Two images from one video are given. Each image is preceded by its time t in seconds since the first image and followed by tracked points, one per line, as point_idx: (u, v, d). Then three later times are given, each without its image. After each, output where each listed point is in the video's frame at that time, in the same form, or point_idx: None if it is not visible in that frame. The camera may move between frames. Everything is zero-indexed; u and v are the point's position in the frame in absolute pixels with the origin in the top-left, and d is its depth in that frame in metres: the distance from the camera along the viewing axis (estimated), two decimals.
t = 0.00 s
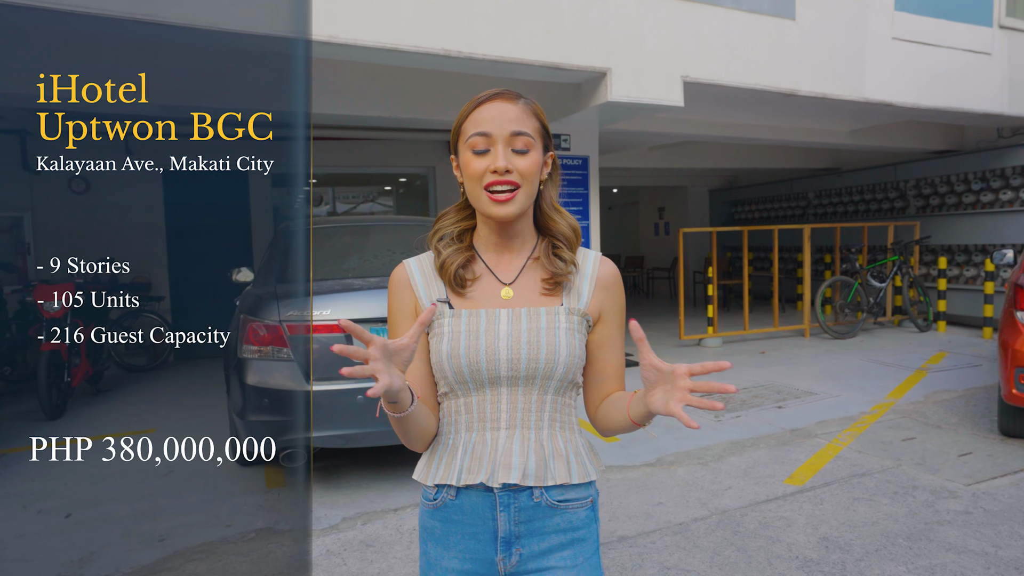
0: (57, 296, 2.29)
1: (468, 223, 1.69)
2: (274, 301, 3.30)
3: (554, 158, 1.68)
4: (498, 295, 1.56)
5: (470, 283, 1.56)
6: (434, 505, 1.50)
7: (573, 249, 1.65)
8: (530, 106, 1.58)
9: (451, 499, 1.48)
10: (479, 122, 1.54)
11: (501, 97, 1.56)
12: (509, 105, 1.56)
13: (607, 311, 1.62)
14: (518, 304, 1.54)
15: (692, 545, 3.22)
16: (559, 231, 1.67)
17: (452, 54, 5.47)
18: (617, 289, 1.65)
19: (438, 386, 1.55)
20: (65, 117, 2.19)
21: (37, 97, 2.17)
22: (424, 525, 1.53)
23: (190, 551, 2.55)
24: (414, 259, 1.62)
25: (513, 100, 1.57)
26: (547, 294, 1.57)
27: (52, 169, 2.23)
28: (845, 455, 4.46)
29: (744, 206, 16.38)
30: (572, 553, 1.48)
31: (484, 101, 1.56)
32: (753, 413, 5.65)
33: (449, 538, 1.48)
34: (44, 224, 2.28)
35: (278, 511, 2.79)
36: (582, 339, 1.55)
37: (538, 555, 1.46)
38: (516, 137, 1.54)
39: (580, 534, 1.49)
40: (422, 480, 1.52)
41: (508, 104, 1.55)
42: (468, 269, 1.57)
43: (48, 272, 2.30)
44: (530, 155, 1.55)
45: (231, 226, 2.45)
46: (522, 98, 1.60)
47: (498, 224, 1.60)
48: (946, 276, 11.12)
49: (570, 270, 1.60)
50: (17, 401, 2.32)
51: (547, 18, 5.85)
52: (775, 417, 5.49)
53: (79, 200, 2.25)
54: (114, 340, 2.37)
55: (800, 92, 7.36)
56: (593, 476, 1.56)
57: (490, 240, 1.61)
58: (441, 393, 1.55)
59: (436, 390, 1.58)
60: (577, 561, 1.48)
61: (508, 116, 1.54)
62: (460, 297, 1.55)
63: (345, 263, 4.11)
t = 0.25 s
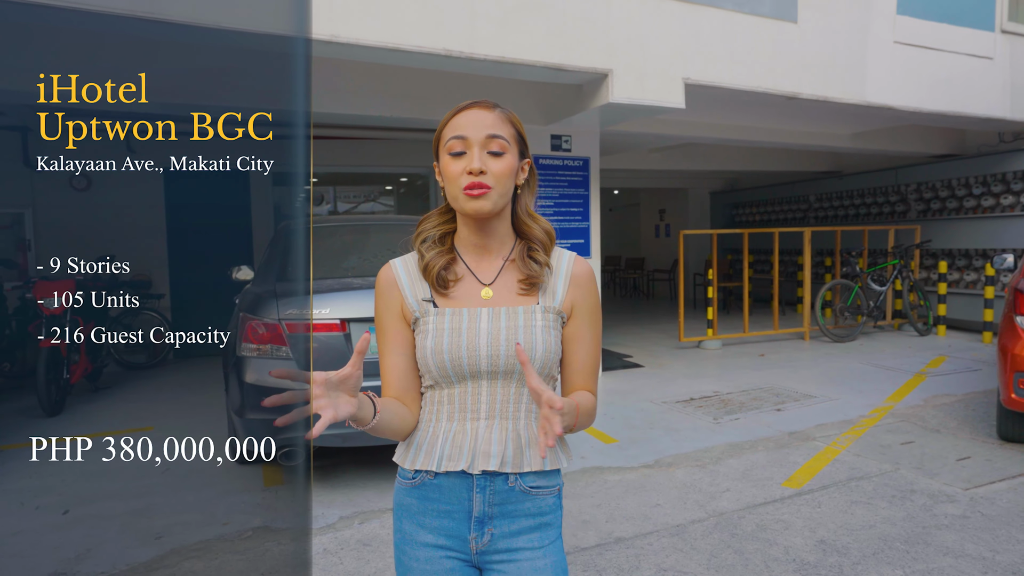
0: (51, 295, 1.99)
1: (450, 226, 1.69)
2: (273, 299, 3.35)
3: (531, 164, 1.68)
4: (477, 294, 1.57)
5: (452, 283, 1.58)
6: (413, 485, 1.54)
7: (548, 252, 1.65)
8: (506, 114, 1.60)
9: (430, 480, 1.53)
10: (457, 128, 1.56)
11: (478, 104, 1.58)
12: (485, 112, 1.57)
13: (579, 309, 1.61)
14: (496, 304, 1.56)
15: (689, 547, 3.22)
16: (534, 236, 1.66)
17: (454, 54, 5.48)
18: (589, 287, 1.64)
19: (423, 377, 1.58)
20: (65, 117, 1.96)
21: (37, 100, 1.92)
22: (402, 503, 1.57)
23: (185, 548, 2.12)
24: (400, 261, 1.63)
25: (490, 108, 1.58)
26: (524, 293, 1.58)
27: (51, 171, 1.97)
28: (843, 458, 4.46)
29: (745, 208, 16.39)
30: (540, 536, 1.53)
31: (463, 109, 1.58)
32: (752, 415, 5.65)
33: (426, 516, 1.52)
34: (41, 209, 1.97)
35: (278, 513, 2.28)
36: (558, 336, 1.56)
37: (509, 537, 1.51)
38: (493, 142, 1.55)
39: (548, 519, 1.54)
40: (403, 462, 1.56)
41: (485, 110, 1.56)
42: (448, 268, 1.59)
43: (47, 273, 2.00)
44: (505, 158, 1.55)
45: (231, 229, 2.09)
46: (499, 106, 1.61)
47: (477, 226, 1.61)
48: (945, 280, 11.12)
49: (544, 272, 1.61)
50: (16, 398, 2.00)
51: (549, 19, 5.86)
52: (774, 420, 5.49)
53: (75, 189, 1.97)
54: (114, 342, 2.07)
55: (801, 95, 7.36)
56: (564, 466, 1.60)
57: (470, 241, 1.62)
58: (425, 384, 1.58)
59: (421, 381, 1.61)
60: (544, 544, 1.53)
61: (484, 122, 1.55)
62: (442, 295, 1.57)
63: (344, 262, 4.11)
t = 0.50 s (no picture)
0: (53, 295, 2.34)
1: (434, 223, 1.69)
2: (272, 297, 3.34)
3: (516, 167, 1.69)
4: (460, 289, 1.57)
5: (437, 279, 1.57)
6: (397, 475, 1.54)
7: (530, 251, 1.64)
8: (494, 115, 1.60)
9: (414, 470, 1.53)
10: (445, 123, 1.56)
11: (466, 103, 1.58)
12: (473, 111, 1.58)
13: (558, 306, 1.63)
14: (479, 299, 1.56)
15: (686, 548, 3.22)
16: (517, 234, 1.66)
17: (455, 54, 5.48)
18: (568, 283, 1.66)
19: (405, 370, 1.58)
20: (65, 117, 2.30)
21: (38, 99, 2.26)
22: (386, 493, 1.56)
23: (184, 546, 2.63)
24: (385, 256, 1.62)
25: (478, 108, 1.59)
26: (505, 290, 1.59)
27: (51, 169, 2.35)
28: (842, 460, 4.46)
29: (746, 210, 16.38)
30: (523, 521, 1.54)
31: (451, 107, 1.59)
32: (750, 417, 5.65)
33: (410, 505, 1.52)
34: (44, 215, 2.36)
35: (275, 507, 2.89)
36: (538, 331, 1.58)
37: (491, 524, 1.51)
38: (479, 138, 1.54)
39: (530, 506, 1.55)
40: (386, 452, 1.56)
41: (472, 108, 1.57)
42: (432, 264, 1.58)
43: (49, 272, 2.37)
44: (489, 154, 1.55)
45: (227, 225, 2.66)
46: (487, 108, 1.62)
47: (461, 222, 1.60)
48: (947, 283, 11.10)
49: (526, 271, 1.61)
50: (16, 395, 2.35)
51: (550, 20, 5.86)
52: (772, 422, 5.49)
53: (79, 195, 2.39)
54: (115, 340, 2.44)
55: (803, 97, 7.35)
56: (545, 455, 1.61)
57: (453, 238, 1.62)
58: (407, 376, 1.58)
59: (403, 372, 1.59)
60: (527, 531, 1.54)
61: (471, 120, 1.55)
62: (426, 290, 1.56)
63: (344, 262, 4.13)
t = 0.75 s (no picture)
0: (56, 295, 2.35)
1: (426, 224, 1.68)
2: (272, 296, 3.34)
3: (506, 172, 1.69)
4: (452, 289, 1.57)
5: (429, 279, 1.56)
6: (392, 474, 1.55)
7: (520, 249, 1.64)
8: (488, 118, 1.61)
9: (409, 468, 1.53)
10: (439, 125, 1.56)
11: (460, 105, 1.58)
12: (468, 113, 1.58)
13: (550, 304, 1.63)
14: (471, 298, 1.56)
15: (685, 549, 3.22)
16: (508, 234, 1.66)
17: (457, 54, 5.48)
18: (560, 281, 1.66)
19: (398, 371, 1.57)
20: (65, 117, 2.31)
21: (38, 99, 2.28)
22: (382, 493, 1.57)
23: (183, 545, 2.68)
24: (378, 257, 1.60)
25: (473, 111, 1.60)
26: (496, 288, 1.59)
27: (52, 169, 2.39)
28: (841, 462, 4.46)
29: (747, 211, 16.37)
30: (517, 520, 1.54)
31: (446, 110, 1.59)
32: (750, 418, 5.65)
33: (406, 504, 1.53)
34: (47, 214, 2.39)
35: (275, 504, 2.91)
36: (530, 328, 1.59)
37: (486, 522, 1.52)
38: (472, 140, 1.55)
39: (524, 504, 1.55)
40: (381, 453, 1.57)
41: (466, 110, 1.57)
42: (425, 264, 1.57)
43: (49, 272, 2.39)
44: (482, 156, 1.55)
45: (229, 226, 2.65)
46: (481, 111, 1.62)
47: (453, 222, 1.60)
48: (948, 285, 11.09)
49: (516, 270, 1.61)
50: (18, 392, 2.43)
51: (552, 20, 5.86)
52: (772, 423, 5.49)
53: (80, 194, 2.41)
54: (115, 340, 2.44)
55: (804, 99, 7.35)
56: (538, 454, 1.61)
57: (444, 237, 1.60)
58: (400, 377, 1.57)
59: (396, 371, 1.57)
60: (522, 529, 1.54)
61: (464, 122, 1.55)
62: (420, 290, 1.55)
63: (345, 260, 4.14)
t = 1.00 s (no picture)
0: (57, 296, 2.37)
1: (428, 221, 1.66)
2: (274, 294, 3.35)
3: (510, 167, 1.69)
4: (457, 289, 1.56)
5: (433, 279, 1.55)
6: (393, 474, 1.54)
7: (525, 251, 1.64)
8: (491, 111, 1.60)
9: (410, 468, 1.52)
10: (442, 118, 1.55)
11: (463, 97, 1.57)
12: (471, 106, 1.57)
13: (553, 307, 1.65)
14: (477, 300, 1.55)
15: (684, 549, 3.21)
16: (512, 234, 1.66)
17: (458, 52, 5.46)
18: (562, 282, 1.68)
19: (400, 372, 1.55)
20: (66, 117, 2.33)
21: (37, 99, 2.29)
22: (381, 493, 1.56)
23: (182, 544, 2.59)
24: (379, 255, 1.57)
25: (476, 103, 1.59)
26: (502, 291, 1.58)
27: (52, 169, 2.38)
28: (842, 462, 4.45)
29: (748, 210, 16.35)
30: (518, 518, 1.54)
31: (449, 102, 1.58)
32: (750, 418, 5.64)
33: (406, 504, 1.52)
34: (49, 212, 2.38)
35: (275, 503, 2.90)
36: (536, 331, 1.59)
37: (488, 521, 1.51)
38: (476, 133, 1.54)
39: (525, 503, 1.55)
40: (381, 454, 1.55)
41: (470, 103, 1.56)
42: (429, 263, 1.55)
43: (49, 272, 2.38)
44: (487, 148, 1.54)
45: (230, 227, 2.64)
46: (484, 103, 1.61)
47: (457, 220, 1.59)
48: (949, 285, 11.07)
49: (521, 272, 1.61)
50: (18, 389, 2.37)
51: (553, 19, 5.85)
52: (772, 423, 5.49)
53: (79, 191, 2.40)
54: (115, 340, 2.48)
55: (805, 98, 7.33)
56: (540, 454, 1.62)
57: (448, 235, 1.60)
58: (402, 379, 1.56)
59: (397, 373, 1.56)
60: (522, 528, 1.54)
61: (468, 114, 1.55)
62: (425, 292, 1.54)
63: (345, 259, 4.14)
